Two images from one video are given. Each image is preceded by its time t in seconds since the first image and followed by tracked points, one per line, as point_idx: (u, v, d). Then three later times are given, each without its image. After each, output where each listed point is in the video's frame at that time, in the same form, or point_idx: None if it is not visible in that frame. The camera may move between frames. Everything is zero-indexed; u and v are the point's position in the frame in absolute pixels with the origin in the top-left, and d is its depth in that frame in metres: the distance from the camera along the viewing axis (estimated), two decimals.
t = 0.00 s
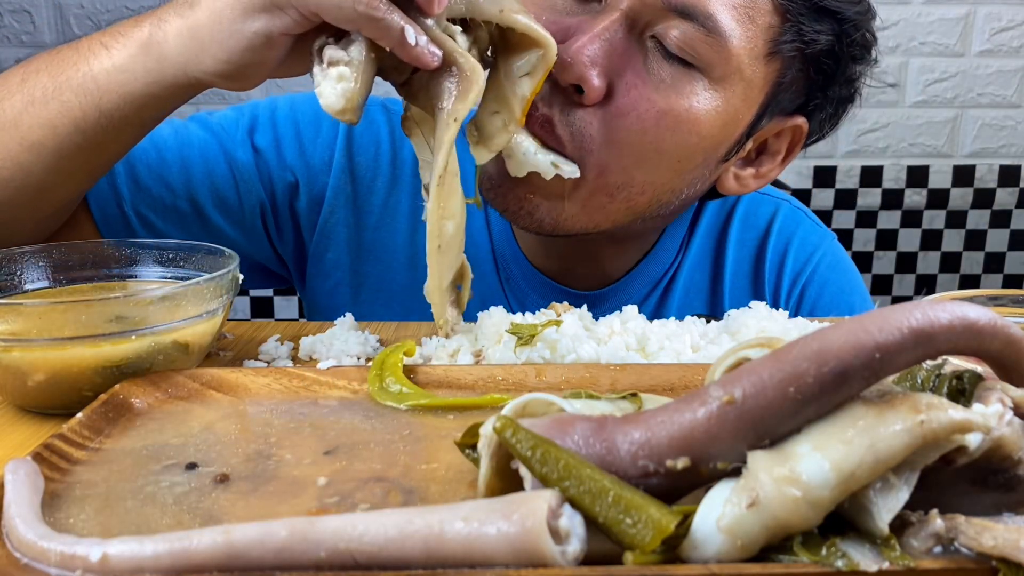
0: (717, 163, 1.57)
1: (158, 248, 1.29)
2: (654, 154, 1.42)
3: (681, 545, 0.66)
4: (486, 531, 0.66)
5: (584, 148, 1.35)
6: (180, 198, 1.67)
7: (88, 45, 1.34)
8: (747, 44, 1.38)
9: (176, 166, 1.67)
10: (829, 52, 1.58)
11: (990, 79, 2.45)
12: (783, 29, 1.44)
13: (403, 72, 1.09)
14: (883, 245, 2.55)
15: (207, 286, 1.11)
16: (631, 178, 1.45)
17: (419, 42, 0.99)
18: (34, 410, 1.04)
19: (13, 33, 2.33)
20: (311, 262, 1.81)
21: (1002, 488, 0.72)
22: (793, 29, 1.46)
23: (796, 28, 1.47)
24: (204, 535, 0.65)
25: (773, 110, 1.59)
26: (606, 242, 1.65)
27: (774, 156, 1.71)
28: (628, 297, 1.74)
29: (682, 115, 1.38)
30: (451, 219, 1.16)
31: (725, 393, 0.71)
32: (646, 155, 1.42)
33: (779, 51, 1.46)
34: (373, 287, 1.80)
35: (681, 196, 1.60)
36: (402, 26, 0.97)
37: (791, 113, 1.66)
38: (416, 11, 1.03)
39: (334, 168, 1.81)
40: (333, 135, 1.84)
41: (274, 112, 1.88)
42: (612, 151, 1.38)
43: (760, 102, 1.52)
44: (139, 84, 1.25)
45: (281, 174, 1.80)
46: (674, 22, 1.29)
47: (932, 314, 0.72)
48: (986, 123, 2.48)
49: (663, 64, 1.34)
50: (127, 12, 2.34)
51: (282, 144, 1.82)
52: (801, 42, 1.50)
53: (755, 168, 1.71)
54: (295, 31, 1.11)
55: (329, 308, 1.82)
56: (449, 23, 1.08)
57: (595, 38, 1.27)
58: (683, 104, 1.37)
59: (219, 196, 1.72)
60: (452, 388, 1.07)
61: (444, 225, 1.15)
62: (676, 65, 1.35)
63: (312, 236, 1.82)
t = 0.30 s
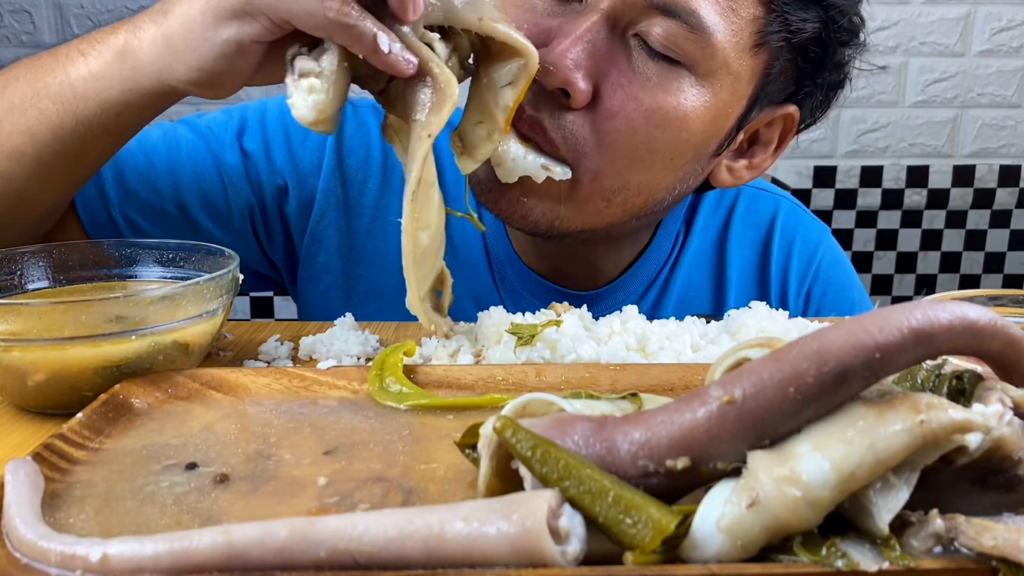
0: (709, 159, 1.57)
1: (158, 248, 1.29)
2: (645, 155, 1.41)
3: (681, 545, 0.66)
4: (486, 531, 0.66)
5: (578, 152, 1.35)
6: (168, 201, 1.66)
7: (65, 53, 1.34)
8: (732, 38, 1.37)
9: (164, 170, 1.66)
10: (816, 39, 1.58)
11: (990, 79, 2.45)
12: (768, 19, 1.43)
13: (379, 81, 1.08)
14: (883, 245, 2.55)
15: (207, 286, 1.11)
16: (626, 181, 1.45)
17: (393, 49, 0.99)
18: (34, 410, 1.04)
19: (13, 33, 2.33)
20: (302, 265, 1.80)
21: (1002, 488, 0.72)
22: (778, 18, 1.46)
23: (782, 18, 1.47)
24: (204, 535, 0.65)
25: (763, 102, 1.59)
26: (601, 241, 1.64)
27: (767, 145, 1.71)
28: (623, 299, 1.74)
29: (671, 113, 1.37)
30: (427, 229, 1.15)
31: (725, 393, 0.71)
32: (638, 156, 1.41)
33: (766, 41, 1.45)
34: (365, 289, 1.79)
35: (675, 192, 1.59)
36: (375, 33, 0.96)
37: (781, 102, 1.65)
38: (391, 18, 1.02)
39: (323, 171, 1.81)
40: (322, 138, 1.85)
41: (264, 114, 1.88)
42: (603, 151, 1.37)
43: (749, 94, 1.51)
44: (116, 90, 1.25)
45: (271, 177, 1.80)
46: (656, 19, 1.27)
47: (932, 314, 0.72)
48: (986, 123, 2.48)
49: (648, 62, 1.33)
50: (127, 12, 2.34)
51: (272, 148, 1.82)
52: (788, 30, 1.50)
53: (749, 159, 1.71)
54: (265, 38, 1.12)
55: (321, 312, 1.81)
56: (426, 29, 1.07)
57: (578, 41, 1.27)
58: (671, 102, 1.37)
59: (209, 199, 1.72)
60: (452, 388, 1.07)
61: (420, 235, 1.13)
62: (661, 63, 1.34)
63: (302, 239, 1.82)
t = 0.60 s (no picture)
0: (703, 153, 1.55)
1: (158, 248, 1.29)
2: (635, 147, 1.40)
3: (681, 545, 0.66)
4: (486, 531, 0.66)
5: (562, 146, 1.34)
6: (159, 208, 1.66)
7: (49, 57, 1.34)
8: (722, 32, 1.37)
9: (156, 177, 1.66)
10: (806, 31, 1.58)
11: (990, 79, 2.45)
12: (758, 12, 1.44)
13: (365, 79, 1.08)
14: (883, 245, 2.55)
15: (207, 286, 1.10)
16: (614, 174, 1.42)
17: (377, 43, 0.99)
18: (34, 410, 1.04)
19: (14, 33, 2.33)
20: (297, 271, 1.81)
21: (1002, 488, 0.72)
22: (768, 10, 1.46)
23: (772, 10, 1.47)
24: (204, 534, 0.65)
25: (756, 96, 1.59)
26: (596, 241, 1.63)
27: (761, 139, 1.71)
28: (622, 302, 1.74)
29: (663, 109, 1.37)
30: (405, 231, 1.12)
31: (724, 393, 0.71)
32: (628, 148, 1.39)
33: (757, 33, 1.46)
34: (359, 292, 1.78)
35: (669, 186, 1.56)
36: (359, 29, 0.97)
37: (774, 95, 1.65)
38: (377, 14, 1.04)
39: (316, 176, 1.81)
40: (315, 144, 1.85)
41: (256, 119, 1.88)
42: (596, 147, 1.36)
43: (741, 88, 1.51)
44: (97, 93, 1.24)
45: (263, 184, 1.80)
46: (645, 16, 1.28)
47: (932, 314, 0.72)
48: (986, 123, 2.48)
49: (639, 59, 1.33)
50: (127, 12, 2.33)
51: (264, 154, 1.82)
52: (778, 22, 1.50)
53: (743, 154, 1.71)
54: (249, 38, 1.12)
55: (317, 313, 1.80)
56: (414, 25, 1.08)
57: (568, 39, 1.27)
58: (663, 98, 1.36)
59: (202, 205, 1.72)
60: (452, 388, 1.07)
61: (398, 236, 1.11)
62: (651, 58, 1.34)
63: (296, 245, 1.82)
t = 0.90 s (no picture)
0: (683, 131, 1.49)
1: (158, 248, 1.29)
2: (614, 129, 1.35)
3: (682, 546, 0.66)
4: (486, 530, 0.66)
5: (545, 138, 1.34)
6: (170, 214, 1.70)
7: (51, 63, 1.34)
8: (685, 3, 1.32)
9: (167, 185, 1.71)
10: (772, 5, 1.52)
11: (990, 79, 2.45)
12: None
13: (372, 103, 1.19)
14: (884, 244, 2.54)
15: (206, 286, 1.11)
16: (598, 165, 1.38)
17: (427, 85, 1.17)
18: (34, 410, 1.04)
19: (14, 33, 2.34)
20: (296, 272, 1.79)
21: (1002, 489, 0.72)
22: None
23: None
24: (204, 534, 0.65)
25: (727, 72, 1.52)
26: (595, 241, 1.62)
27: (733, 116, 1.62)
28: (605, 298, 1.69)
29: (638, 86, 1.32)
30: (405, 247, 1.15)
31: (724, 393, 0.71)
32: (606, 131, 1.34)
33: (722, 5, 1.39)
34: (358, 292, 1.76)
35: (654, 171, 1.50)
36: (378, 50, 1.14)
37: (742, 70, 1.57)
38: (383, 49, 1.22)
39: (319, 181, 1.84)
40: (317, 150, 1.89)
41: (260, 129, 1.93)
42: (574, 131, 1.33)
43: (711, 62, 1.44)
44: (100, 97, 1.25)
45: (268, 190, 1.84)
46: None
47: (932, 315, 0.71)
48: (986, 123, 2.48)
49: (609, 37, 1.29)
50: (127, 12, 2.32)
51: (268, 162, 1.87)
52: None
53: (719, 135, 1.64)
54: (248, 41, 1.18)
55: (309, 310, 1.79)
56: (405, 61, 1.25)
57: (536, 23, 1.26)
58: (637, 75, 1.31)
59: (203, 210, 1.76)
60: (452, 388, 1.07)
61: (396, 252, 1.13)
62: (620, 36, 1.30)
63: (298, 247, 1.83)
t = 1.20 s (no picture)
0: (668, 143, 1.47)
1: (158, 248, 1.29)
2: (596, 139, 1.32)
3: (682, 546, 0.66)
4: (486, 530, 0.66)
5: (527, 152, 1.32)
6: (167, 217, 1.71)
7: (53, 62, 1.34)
8: (673, 17, 1.29)
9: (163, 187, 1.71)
10: (765, 16, 1.49)
11: (990, 79, 2.45)
12: None
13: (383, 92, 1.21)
14: (884, 245, 2.54)
15: (206, 286, 1.11)
16: (581, 173, 1.36)
17: (436, 75, 1.20)
18: (34, 410, 1.04)
19: (14, 33, 2.34)
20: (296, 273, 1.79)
21: (1002, 488, 0.72)
22: None
23: None
24: (205, 534, 0.65)
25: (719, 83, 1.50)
26: (594, 241, 1.62)
27: (729, 129, 1.61)
28: (604, 300, 1.70)
29: (621, 99, 1.30)
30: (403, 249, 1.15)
31: (724, 393, 0.71)
32: (587, 141, 1.32)
33: (716, 15, 1.36)
34: (358, 291, 1.76)
35: (635, 180, 1.48)
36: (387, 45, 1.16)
37: (739, 80, 1.56)
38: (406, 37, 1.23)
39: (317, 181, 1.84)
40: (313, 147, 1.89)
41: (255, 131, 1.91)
42: (554, 143, 1.31)
43: (701, 74, 1.41)
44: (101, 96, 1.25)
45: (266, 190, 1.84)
46: (592, 5, 1.22)
47: (932, 315, 0.71)
48: (986, 123, 2.48)
49: (591, 48, 1.26)
50: (127, 12, 2.32)
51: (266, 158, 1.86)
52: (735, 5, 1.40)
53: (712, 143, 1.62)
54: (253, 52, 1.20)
55: (309, 311, 1.79)
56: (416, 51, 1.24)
57: (514, 33, 1.23)
58: (619, 87, 1.29)
59: (201, 210, 1.76)
60: (452, 388, 1.07)
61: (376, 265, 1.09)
62: (604, 49, 1.27)
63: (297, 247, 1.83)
